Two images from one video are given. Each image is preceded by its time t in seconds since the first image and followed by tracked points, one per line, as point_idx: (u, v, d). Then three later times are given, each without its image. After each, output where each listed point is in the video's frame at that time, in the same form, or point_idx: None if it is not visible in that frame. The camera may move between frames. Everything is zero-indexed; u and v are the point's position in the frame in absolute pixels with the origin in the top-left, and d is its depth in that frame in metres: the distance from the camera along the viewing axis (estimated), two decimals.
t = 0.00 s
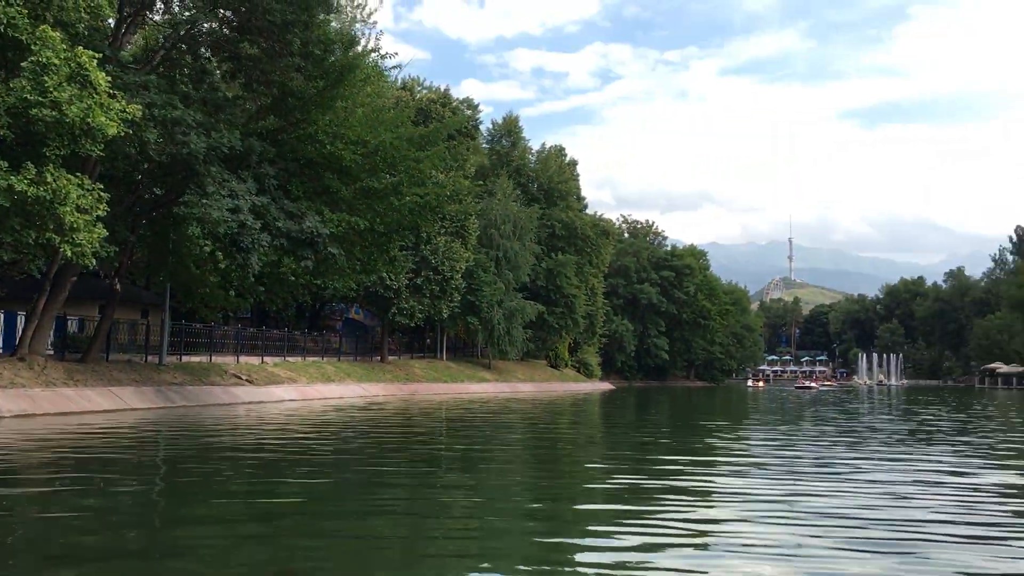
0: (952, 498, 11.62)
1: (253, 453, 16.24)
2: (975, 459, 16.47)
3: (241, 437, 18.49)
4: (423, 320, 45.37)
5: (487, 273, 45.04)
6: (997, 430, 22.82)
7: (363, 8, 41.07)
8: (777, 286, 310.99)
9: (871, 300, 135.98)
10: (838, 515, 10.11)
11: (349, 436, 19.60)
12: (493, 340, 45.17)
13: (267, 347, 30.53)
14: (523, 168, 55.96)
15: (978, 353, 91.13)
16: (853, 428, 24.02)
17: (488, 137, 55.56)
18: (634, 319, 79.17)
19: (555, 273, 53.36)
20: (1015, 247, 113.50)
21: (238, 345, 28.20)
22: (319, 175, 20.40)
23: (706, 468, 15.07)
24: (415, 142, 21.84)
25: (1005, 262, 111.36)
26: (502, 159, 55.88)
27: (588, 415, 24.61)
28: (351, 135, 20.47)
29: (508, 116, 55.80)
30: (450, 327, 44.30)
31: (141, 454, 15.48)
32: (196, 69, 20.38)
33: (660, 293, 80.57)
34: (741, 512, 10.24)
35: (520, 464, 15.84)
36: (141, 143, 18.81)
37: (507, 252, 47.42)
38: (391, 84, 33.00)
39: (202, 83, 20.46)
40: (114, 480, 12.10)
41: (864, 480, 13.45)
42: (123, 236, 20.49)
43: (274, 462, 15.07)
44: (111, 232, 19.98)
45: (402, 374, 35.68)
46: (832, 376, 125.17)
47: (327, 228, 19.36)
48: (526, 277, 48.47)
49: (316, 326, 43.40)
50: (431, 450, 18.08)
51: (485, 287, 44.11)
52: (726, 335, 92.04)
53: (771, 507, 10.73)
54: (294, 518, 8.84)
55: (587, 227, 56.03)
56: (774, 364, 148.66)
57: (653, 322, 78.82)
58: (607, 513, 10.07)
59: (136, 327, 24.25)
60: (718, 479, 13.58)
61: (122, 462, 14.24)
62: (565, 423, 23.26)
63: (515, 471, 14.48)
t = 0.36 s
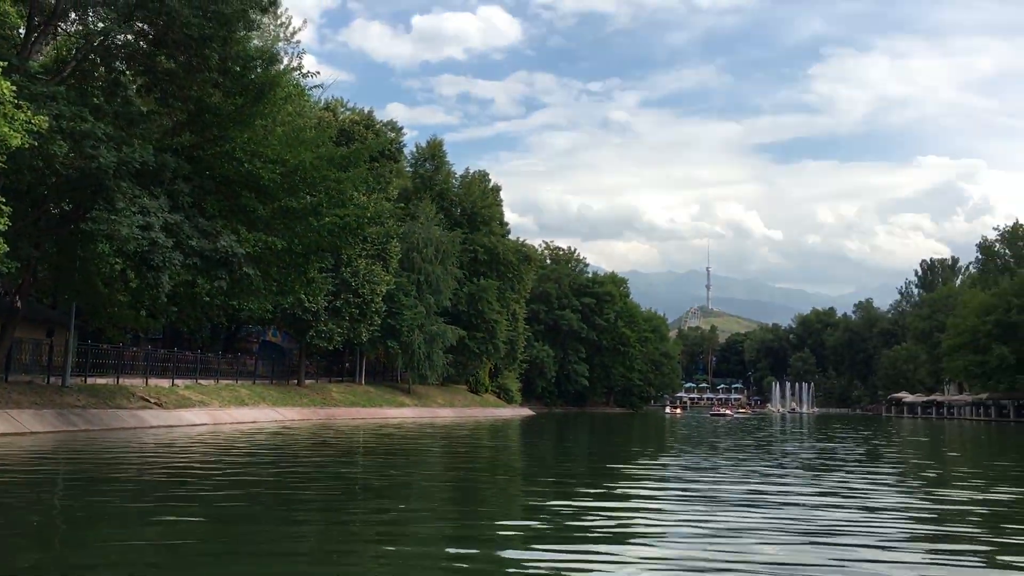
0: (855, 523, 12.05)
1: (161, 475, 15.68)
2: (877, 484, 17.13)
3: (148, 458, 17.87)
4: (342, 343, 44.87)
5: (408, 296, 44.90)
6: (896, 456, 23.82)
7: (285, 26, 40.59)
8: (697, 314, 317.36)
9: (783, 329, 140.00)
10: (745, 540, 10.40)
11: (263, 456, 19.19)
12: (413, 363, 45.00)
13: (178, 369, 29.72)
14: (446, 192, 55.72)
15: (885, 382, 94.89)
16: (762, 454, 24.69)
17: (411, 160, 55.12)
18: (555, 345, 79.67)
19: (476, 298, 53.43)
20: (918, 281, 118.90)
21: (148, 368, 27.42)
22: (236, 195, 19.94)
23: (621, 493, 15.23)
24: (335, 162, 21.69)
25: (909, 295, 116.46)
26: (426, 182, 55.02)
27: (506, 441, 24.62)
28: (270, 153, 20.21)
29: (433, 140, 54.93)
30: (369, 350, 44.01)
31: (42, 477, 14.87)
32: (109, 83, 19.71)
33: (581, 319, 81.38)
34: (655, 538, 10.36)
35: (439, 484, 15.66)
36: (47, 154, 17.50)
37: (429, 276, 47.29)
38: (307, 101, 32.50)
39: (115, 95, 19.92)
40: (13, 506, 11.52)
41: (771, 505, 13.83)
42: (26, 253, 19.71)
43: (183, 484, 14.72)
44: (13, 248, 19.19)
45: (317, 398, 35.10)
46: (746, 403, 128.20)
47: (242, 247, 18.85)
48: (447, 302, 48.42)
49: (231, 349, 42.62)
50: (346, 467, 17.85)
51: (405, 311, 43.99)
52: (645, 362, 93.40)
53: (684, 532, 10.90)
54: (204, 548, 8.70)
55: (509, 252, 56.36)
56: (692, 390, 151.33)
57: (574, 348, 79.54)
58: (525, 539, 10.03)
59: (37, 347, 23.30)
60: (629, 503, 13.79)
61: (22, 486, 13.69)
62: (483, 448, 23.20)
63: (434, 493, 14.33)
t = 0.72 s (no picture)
0: (816, 540, 12.20)
1: (118, 492, 15.33)
2: (838, 503, 17.35)
3: (105, 475, 17.45)
4: (306, 359, 44.50)
5: (374, 312, 44.66)
6: (856, 475, 24.15)
7: (252, 39, 40.36)
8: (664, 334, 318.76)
9: (749, 348, 141.17)
10: (709, 558, 10.44)
11: (224, 472, 18.88)
12: (379, 381, 44.74)
13: (138, 385, 29.20)
14: (414, 209, 55.48)
15: (848, 402, 96.10)
16: (725, 472, 24.87)
17: (378, 175, 54.80)
18: (522, 362, 79.62)
19: (443, 314, 53.27)
20: (881, 302, 120.77)
21: (107, 382, 26.91)
22: (200, 209, 19.56)
23: (585, 510, 15.23)
24: (300, 176, 21.53)
25: (872, 316, 118.17)
26: (392, 199, 54.89)
27: (471, 458, 24.53)
28: (234, 166, 19.98)
29: (401, 156, 54.67)
30: (334, 366, 43.67)
31: None
32: (73, 91, 19.25)
33: (548, 337, 81.44)
34: (619, 556, 10.37)
35: (404, 501, 15.51)
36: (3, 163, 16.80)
37: (395, 292, 47.13)
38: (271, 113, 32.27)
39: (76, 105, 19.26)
40: None
41: (734, 523, 13.94)
42: None
43: (143, 500, 14.45)
44: None
45: (280, 415, 34.72)
46: (712, 422, 128.90)
47: (205, 261, 18.63)
48: (414, 318, 48.25)
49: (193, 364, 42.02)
50: (308, 484, 17.59)
51: (371, 327, 43.67)
52: (612, 380, 93.63)
53: (649, 550, 10.94)
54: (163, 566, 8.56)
55: (476, 269, 56.28)
56: (658, 409, 151.85)
57: (540, 365, 79.57)
58: (490, 557, 9.97)
59: None
60: (593, 521, 13.75)
61: None
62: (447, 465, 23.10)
63: (398, 510, 14.21)
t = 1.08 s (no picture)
0: (792, 547, 12.23)
1: (85, 504, 15.01)
2: (812, 510, 17.43)
3: (70, 487, 17.06)
4: (279, 368, 44.03)
5: (348, 321, 44.32)
6: (829, 483, 24.32)
7: (224, 45, 40.01)
8: (637, 342, 319.71)
9: (722, 356, 142.01)
10: (686, 565, 10.41)
11: (193, 483, 18.56)
12: (352, 390, 44.39)
13: (106, 396, 28.68)
14: (388, 217, 55.18)
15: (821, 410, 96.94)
16: (700, 480, 24.93)
17: (352, 184, 54.45)
18: (497, 371, 79.45)
19: (417, 323, 52.99)
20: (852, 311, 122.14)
21: (74, 392, 26.41)
22: (167, 218, 19.27)
23: (561, 519, 15.15)
24: (272, 182, 21.20)
25: (844, 324, 119.38)
26: (366, 207, 54.61)
27: (445, 468, 24.33)
28: (203, 173, 19.66)
29: (375, 164, 54.41)
30: (307, 376, 43.29)
31: None
32: (37, 95, 18.91)
33: (523, 346, 81.35)
34: (597, 565, 10.32)
35: (378, 511, 15.33)
36: None
37: (369, 300, 46.87)
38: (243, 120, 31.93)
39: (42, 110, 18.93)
40: None
41: (710, 531, 13.93)
42: None
43: (111, 512, 14.16)
44: None
45: (251, 425, 34.30)
46: (686, 429, 129.38)
47: (172, 269, 18.35)
48: (388, 327, 47.93)
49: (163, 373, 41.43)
50: (280, 494, 17.31)
51: (345, 336, 43.28)
52: (587, 389, 93.70)
53: (625, 557, 10.89)
54: None
55: (451, 278, 56.08)
56: (632, 417, 152.14)
57: (515, 374, 79.45)
58: (467, 566, 9.87)
59: None
60: (569, 530, 13.66)
61: None
62: (421, 474, 22.89)
63: (372, 520, 14.03)
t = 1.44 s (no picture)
0: (765, 546, 12.32)
1: (50, 505, 14.72)
2: (783, 509, 17.56)
3: (34, 489, 16.72)
4: (249, 369, 43.56)
5: (319, 321, 43.94)
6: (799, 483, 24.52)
7: (194, 42, 39.54)
8: (610, 343, 320.98)
9: (694, 357, 142.98)
10: (660, 564, 10.45)
11: (160, 484, 18.26)
12: (323, 392, 44.05)
13: (72, 397, 28.18)
14: (360, 217, 54.80)
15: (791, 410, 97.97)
16: (672, 480, 25.05)
17: (324, 183, 54.01)
18: (469, 372, 79.29)
19: (389, 323, 52.70)
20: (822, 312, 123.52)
21: (39, 393, 25.91)
22: (134, 213, 18.83)
23: (534, 520, 15.11)
24: (240, 179, 20.75)
25: (814, 325, 120.69)
26: (338, 207, 54.23)
27: (417, 469, 24.18)
28: (171, 170, 19.25)
29: (347, 164, 54.03)
30: (278, 377, 42.90)
31: None
32: None
33: (496, 346, 81.24)
34: (570, 565, 10.30)
35: (348, 513, 15.16)
36: None
37: (341, 300, 46.56)
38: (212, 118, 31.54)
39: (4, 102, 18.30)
40: None
41: (682, 531, 13.96)
42: None
43: (78, 513, 13.91)
44: None
45: (221, 426, 33.90)
46: (658, 430, 130.06)
47: (139, 267, 17.96)
48: (360, 327, 47.61)
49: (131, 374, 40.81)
50: (248, 496, 17.04)
51: (317, 336, 42.88)
52: (560, 390, 93.84)
53: (599, 557, 10.91)
54: None
55: (424, 278, 55.82)
56: (605, 417, 152.67)
57: (488, 375, 79.30)
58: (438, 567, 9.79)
59: None
60: (543, 530, 13.66)
61: None
62: (393, 475, 22.73)
63: (343, 522, 13.88)
